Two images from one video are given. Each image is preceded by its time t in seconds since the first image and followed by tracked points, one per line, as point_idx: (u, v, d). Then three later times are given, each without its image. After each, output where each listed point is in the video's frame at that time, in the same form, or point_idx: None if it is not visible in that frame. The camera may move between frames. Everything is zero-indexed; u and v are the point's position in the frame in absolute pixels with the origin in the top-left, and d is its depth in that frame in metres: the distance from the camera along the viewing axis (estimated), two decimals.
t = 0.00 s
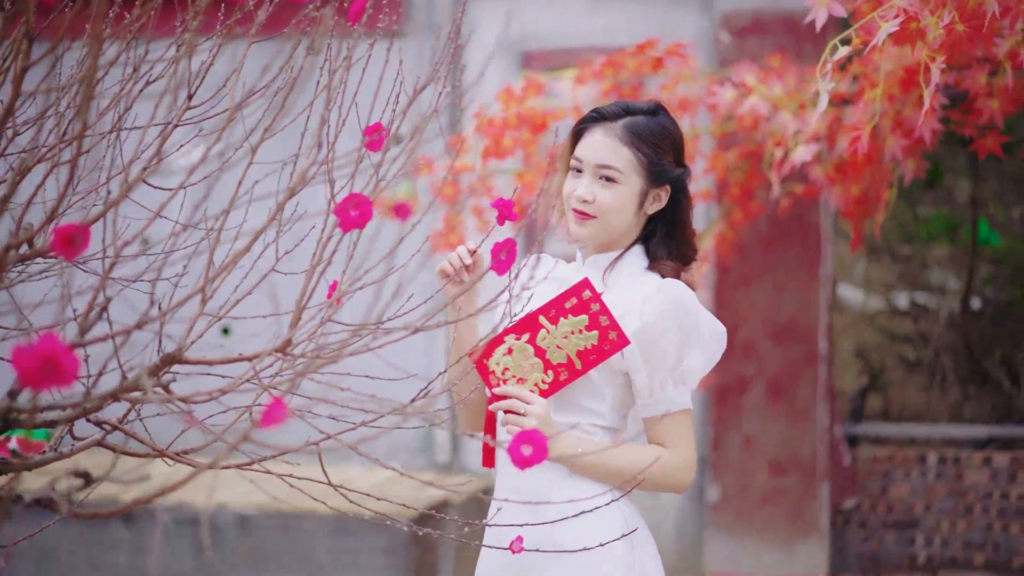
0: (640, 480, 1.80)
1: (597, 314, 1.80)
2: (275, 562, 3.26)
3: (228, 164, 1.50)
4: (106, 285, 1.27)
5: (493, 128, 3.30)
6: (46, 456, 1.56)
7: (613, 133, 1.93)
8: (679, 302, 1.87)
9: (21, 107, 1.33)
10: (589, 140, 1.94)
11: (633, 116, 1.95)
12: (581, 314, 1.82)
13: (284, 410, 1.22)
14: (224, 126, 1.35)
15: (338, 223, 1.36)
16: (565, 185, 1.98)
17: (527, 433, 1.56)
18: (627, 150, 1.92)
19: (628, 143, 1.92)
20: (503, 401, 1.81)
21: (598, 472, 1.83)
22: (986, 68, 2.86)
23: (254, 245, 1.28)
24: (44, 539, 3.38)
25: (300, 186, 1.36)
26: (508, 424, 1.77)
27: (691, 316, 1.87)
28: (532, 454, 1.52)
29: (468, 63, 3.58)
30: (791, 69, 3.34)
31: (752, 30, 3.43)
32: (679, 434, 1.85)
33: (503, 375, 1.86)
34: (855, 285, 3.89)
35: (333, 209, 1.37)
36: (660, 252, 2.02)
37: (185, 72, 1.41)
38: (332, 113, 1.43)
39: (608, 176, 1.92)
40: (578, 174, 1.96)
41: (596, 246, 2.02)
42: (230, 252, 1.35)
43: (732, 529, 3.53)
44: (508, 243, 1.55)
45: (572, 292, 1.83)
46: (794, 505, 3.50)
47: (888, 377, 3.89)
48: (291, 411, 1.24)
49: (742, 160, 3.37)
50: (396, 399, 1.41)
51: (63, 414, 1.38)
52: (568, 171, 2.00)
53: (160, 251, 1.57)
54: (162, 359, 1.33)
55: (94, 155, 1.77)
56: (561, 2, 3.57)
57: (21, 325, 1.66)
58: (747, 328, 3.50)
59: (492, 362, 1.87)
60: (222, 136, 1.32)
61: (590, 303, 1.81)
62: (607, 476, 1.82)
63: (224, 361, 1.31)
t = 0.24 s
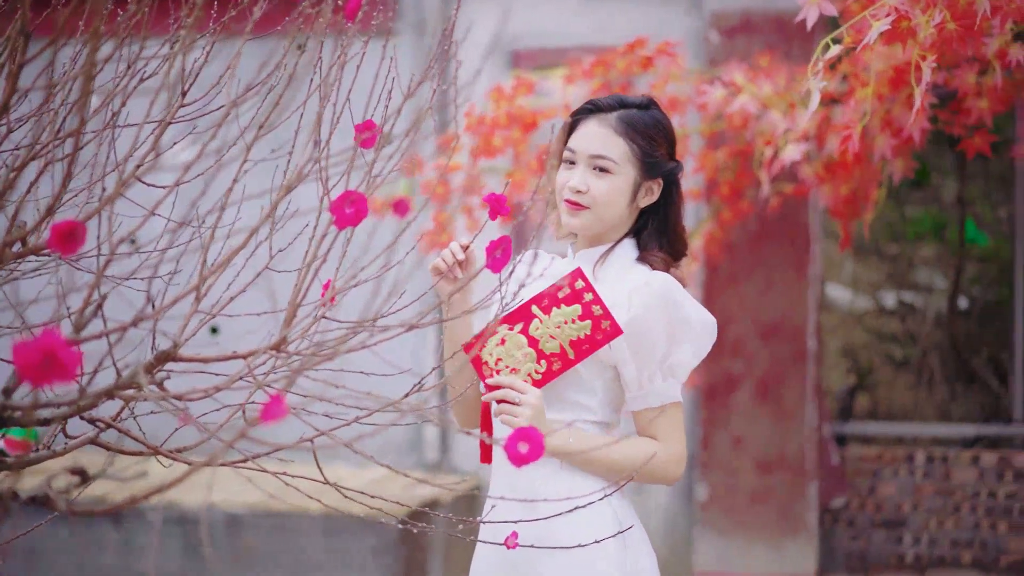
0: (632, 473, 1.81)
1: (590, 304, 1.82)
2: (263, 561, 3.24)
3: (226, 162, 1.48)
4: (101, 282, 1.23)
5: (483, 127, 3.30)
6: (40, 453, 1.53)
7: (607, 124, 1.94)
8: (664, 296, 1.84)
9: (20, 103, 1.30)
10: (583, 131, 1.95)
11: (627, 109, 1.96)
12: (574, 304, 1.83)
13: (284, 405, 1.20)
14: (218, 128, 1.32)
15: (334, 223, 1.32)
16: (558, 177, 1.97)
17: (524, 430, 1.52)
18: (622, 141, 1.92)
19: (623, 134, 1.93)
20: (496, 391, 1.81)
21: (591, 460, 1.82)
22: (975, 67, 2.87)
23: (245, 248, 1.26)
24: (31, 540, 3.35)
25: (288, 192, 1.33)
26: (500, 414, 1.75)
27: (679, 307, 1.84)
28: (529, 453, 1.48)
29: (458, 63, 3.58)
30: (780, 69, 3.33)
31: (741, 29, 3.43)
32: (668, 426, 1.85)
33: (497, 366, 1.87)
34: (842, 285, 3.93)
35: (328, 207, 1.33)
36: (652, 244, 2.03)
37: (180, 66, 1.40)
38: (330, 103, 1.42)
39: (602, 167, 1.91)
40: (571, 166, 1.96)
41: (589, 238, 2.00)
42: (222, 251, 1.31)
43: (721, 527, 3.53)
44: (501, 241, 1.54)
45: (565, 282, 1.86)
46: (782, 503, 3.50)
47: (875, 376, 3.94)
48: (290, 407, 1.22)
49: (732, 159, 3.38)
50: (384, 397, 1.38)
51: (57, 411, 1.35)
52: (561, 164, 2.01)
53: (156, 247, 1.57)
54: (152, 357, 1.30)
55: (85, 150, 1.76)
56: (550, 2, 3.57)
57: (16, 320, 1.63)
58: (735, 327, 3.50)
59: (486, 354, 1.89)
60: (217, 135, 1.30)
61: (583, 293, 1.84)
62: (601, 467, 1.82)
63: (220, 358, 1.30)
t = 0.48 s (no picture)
0: (653, 463, 1.83)
1: (588, 294, 1.81)
2: (256, 560, 3.23)
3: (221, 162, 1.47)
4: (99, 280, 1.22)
5: (476, 126, 3.29)
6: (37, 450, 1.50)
7: (602, 116, 1.94)
8: (658, 289, 1.85)
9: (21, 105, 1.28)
10: (579, 123, 1.95)
11: (621, 102, 1.96)
12: (571, 294, 1.82)
13: (284, 401, 1.18)
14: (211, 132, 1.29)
15: (332, 219, 1.31)
16: (552, 170, 1.97)
17: (523, 428, 1.52)
18: (617, 132, 1.93)
19: (619, 126, 1.93)
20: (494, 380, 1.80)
21: (610, 462, 1.83)
22: (967, 67, 2.88)
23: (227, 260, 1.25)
24: (22, 540, 3.33)
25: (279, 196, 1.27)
26: (499, 403, 1.75)
27: (672, 302, 1.85)
28: (526, 451, 1.48)
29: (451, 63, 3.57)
30: (772, 68, 3.34)
31: (733, 29, 3.44)
32: (667, 423, 1.85)
33: (494, 355, 1.86)
34: (833, 284, 3.94)
35: (326, 204, 1.31)
36: (645, 237, 2.01)
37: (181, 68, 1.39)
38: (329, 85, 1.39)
39: (597, 158, 1.92)
40: (565, 159, 1.96)
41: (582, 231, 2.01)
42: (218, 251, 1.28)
43: (713, 526, 3.54)
44: (499, 236, 1.53)
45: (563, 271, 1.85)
46: (775, 502, 3.51)
47: (866, 375, 3.94)
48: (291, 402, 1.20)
49: (724, 158, 3.37)
50: (377, 394, 1.36)
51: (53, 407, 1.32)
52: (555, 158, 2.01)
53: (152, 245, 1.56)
54: (150, 355, 1.29)
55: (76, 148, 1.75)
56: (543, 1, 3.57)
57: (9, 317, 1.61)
58: (727, 327, 3.51)
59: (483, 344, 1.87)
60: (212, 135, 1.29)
61: (580, 283, 1.83)
62: (619, 464, 1.83)
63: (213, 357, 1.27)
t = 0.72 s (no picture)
0: (650, 458, 1.82)
1: (588, 283, 1.78)
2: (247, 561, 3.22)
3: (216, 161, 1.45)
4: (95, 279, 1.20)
5: (469, 125, 3.28)
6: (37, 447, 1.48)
7: (594, 109, 1.94)
8: (655, 282, 1.84)
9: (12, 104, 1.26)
10: (571, 116, 1.95)
11: (612, 95, 1.96)
12: (572, 283, 1.80)
13: (286, 394, 1.15)
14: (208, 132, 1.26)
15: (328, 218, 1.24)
16: (547, 164, 1.97)
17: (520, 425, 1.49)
18: (611, 124, 1.92)
19: (612, 118, 1.93)
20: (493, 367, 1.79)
21: (609, 455, 1.82)
22: (959, 66, 2.89)
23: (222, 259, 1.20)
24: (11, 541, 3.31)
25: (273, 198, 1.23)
26: (498, 391, 1.74)
27: (671, 295, 1.84)
28: (525, 448, 1.46)
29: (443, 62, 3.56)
30: (764, 68, 3.33)
31: (725, 28, 3.43)
32: (664, 420, 1.84)
33: (493, 342, 1.84)
34: (824, 284, 3.93)
35: (323, 203, 1.26)
36: (640, 230, 2.03)
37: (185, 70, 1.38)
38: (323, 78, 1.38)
39: (591, 150, 1.91)
40: (559, 153, 1.95)
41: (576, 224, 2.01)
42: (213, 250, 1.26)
43: (704, 526, 3.54)
44: (495, 237, 1.52)
45: (564, 259, 1.81)
46: (766, 501, 3.51)
47: (857, 374, 3.93)
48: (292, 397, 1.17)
49: (716, 157, 3.37)
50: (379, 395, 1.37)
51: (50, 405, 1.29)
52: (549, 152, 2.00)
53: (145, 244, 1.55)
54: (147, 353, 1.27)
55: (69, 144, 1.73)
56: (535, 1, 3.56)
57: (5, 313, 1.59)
58: (719, 326, 3.51)
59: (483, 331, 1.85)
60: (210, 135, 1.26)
61: (581, 272, 1.79)
62: (617, 459, 1.82)
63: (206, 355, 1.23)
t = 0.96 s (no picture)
0: (652, 453, 1.83)
1: (592, 275, 1.78)
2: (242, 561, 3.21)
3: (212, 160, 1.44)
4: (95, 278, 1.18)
5: (464, 125, 3.28)
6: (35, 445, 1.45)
7: (588, 104, 1.95)
8: (658, 279, 1.85)
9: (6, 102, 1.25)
10: (566, 112, 1.95)
11: (605, 91, 1.97)
12: (577, 275, 1.79)
13: (291, 393, 1.15)
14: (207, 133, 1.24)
15: (329, 217, 1.24)
16: (543, 161, 1.97)
17: (522, 422, 1.51)
18: (605, 118, 1.93)
19: (606, 112, 1.94)
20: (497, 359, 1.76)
21: (613, 451, 1.82)
22: (954, 65, 2.90)
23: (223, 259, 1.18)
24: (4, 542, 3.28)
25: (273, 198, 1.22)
26: (503, 382, 1.73)
27: (672, 291, 1.85)
28: (525, 444, 1.48)
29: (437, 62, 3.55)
30: (759, 67, 3.32)
31: (720, 28, 3.42)
32: (665, 415, 1.85)
33: (497, 334, 1.81)
34: (818, 283, 3.94)
35: (324, 201, 1.24)
36: (637, 225, 2.02)
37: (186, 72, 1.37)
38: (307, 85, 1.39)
39: (587, 144, 1.91)
40: (554, 149, 1.95)
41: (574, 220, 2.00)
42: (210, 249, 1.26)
43: (699, 525, 3.53)
44: (495, 233, 1.51)
45: (568, 251, 1.81)
46: (761, 500, 3.51)
47: (851, 374, 3.95)
48: (297, 396, 1.17)
49: (711, 157, 3.37)
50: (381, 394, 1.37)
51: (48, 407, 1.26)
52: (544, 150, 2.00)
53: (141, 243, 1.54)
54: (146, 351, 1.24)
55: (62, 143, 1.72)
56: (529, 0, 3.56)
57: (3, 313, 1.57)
58: (715, 325, 3.51)
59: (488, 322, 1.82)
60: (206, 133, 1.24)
61: (586, 264, 1.79)
62: (620, 454, 1.82)
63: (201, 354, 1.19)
